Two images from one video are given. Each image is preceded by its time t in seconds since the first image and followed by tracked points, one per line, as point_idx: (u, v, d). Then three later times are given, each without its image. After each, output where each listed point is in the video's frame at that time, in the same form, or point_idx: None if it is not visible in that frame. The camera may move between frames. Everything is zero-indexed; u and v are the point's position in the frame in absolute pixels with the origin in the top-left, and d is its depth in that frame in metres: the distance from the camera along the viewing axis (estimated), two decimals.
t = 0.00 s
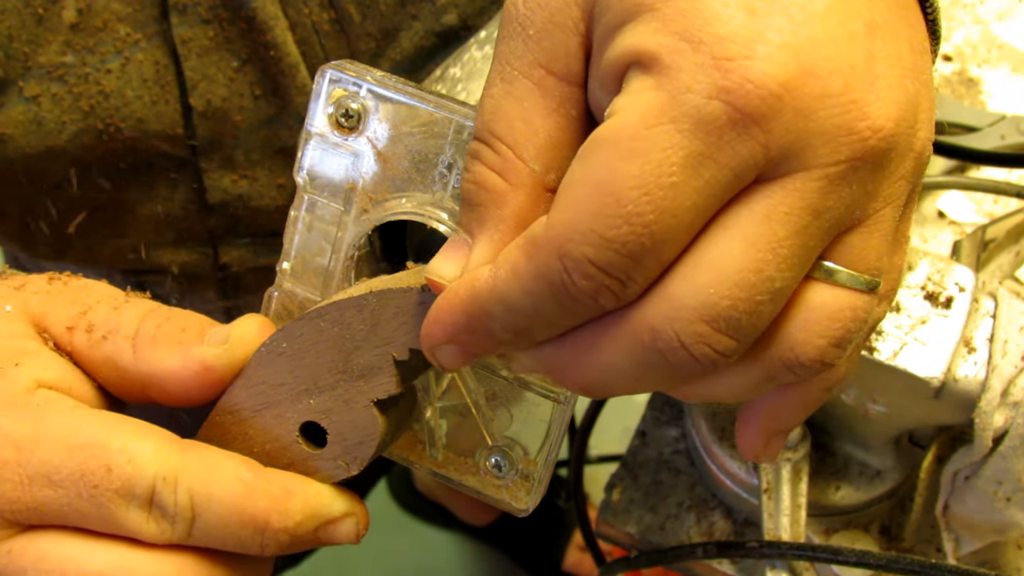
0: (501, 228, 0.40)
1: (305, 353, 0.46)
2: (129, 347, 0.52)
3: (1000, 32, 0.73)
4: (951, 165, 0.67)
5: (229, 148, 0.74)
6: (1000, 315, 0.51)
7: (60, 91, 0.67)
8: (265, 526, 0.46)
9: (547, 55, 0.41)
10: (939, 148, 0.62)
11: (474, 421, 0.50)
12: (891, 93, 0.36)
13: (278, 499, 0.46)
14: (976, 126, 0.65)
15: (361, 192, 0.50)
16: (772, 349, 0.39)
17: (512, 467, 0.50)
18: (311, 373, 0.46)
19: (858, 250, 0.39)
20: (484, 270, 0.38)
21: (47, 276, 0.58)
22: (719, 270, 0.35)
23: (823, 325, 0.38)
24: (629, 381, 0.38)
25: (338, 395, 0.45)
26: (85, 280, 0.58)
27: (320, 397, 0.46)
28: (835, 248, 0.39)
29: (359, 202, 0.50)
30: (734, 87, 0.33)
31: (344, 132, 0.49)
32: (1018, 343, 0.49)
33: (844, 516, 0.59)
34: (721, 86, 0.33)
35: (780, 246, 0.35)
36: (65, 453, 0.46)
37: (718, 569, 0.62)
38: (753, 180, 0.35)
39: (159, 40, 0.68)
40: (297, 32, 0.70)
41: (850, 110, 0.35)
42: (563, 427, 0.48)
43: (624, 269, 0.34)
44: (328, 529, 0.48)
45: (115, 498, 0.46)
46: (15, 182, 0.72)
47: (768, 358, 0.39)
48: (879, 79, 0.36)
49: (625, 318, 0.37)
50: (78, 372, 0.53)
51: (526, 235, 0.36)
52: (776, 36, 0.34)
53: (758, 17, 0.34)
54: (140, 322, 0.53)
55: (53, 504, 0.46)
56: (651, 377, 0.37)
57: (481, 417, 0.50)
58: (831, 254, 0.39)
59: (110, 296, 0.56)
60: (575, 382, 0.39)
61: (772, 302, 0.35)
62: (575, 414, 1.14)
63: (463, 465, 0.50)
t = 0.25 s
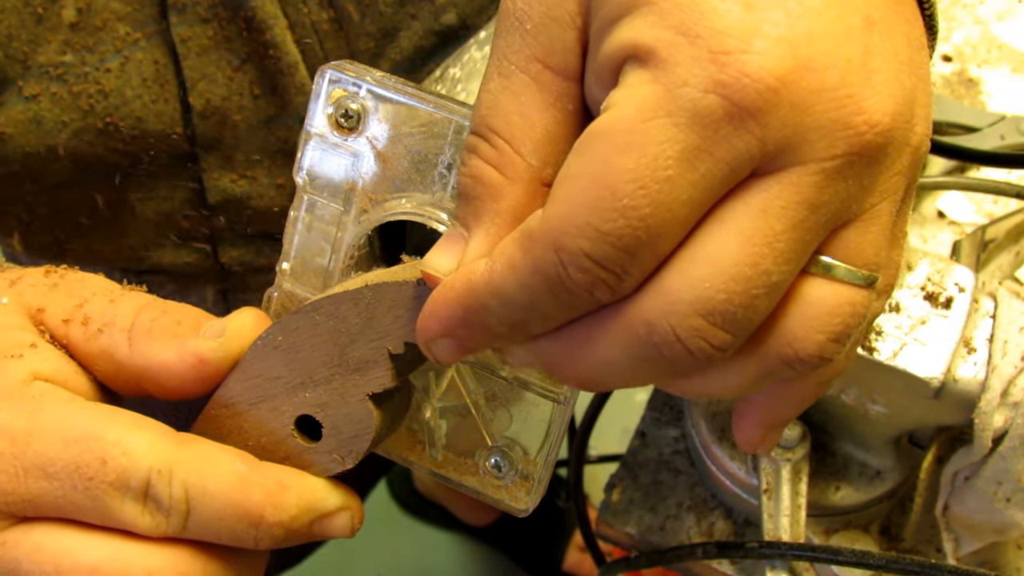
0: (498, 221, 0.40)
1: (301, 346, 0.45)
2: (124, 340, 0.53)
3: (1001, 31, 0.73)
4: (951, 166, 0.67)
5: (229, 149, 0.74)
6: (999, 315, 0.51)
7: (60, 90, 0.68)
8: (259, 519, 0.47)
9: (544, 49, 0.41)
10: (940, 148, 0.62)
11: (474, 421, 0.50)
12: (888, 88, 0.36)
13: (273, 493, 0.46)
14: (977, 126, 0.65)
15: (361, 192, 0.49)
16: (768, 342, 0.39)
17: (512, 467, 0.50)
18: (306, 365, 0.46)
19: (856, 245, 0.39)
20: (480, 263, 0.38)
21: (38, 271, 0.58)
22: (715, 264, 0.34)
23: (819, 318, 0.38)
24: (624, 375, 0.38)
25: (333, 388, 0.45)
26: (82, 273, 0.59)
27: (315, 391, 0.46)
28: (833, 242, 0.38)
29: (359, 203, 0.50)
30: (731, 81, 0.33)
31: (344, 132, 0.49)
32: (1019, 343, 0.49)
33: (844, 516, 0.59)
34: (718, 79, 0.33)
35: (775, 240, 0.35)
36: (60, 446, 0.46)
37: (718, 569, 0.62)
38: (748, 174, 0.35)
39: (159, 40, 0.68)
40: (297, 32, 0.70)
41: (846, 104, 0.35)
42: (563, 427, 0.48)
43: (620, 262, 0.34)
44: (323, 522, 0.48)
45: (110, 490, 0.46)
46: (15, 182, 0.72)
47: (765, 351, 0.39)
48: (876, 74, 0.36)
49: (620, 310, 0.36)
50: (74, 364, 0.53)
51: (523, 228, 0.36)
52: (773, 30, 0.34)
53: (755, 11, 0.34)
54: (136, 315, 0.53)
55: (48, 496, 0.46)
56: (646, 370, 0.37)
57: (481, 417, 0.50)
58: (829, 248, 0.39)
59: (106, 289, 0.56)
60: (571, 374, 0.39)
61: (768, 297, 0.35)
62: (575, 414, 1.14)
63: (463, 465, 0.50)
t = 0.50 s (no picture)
0: (493, 211, 0.40)
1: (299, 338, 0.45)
2: (121, 331, 0.53)
3: (1001, 31, 0.73)
4: (951, 165, 0.67)
5: (229, 148, 0.74)
6: (999, 315, 0.51)
7: (59, 90, 0.67)
8: (254, 510, 0.47)
9: (540, 40, 0.41)
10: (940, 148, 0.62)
11: (473, 421, 0.50)
12: (884, 75, 0.36)
13: (268, 483, 0.46)
14: (977, 126, 0.65)
15: (361, 192, 0.49)
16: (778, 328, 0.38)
17: (512, 466, 0.49)
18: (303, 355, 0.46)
19: (859, 231, 0.38)
20: (475, 252, 0.38)
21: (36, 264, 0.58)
22: (711, 251, 0.34)
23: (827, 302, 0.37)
24: (621, 361, 0.38)
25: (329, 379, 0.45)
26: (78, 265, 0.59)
27: (311, 381, 0.46)
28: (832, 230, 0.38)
29: (359, 202, 0.50)
30: (725, 68, 0.33)
31: (344, 132, 0.49)
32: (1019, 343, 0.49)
33: (845, 516, 0.59)
34: (713, 67, 0.33)
35: (773, 228, 0.34)
36: (56, 436, 0.46)
37: (718, 569, 0.62)
38: (745, 161, 0.35)
39: (158, 39, 0.68)
40: (296, 31, 0.70)
41: (840, 92, 0.35)
42: (563, 427, 0.49)
43: (615, 250, 0.34)
44: (318, 513, 0.48)
45: (106, 481, 0.46)
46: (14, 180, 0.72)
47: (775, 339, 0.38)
48: (871, 61, 0.36)
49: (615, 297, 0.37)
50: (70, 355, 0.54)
51: (518, 217, 0.36)
52: (767, 17, 0.34)
53: None
54: (133, 306, 0.54)
55: (44, 487, 0.46)
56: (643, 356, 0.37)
57: (481, 417, 0.50)
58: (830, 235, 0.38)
59: (102, 281, 0.56)
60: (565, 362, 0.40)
61: (764, 284, 0.35)
62: (575, 414, 1.14)
63: (463, 465, 0.50)
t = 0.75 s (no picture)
0: (486, 197, 0.40)
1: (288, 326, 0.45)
2: (115, 320, 0.53)
3: (1002, 31, 0.73)
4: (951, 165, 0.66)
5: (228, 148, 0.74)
6: (1000, 315, 0.51)
7: (59, 88, 0.67)
8: (247, 497, 0.48)
9: (533, 25, 0.41)
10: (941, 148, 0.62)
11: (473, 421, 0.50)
12: (876, 58, 0.36)
13: (261, 471, 0.47)
14: (977, 126, 0.65)
15: (361, 192, 0.49)
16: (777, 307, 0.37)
17: (512, 467, 0.49)
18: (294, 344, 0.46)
19: (861, 211, 0.37)
20: (467, 237, 0.38)
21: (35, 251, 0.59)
22: (702, 235, 0.34)
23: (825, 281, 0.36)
24: (616, 347, 0.38)
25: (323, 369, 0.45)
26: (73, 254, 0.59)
27: (304, 369, 0.46)
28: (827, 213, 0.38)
29: (359, 202, 0.49)
30: (716, 52, 0.33)
31: (344, 132, 0.49)
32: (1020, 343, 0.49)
33: (845, 516, 0.59)
34: (703, 51, 0.33)
35: (764, 212, 0.34)
36: (49, 423, 0.47)
37: (718, 569, 0.62)
38: (736, 146, 0.35)
39: (158, 38, 0.68)
40: (295, 30, 0.71)
41: (832, 74, 0.35)
42: (563, 427, 0.49)
43: (605, 234, 0.35)
44: (311, 501, 0.49)
45: (98, 468, 0.47)
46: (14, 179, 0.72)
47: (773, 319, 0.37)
48: (862, 44, 0.36)
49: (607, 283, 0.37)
50: (65, 343, 0.54)
51: (510, 202, 0.36)
52: (758, 2, 0.34)
53: None
54: (127, 294, 0.54)
55: (37, 475, 0.47)
56: (639, 341, 0.37)
57: (481, 418, 0.50)
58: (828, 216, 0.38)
59: (96, 270, 0.57)
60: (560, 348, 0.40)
61: (756, 269, 0.35)
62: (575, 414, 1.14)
63: (463, 465, 0.49)
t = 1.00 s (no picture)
0: (476, 177, 0.40)
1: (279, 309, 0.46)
2: (104, 301, 0.54)
3: (1002, 32, 0.73)
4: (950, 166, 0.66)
5: (228, 146, 0.74)
6: (999, 315, 0.51)
7: (58, 86, 0.67)
8: (235, 479, 0.48)
9: (523, 7, 0.40)
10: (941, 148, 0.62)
11: (474, 421, 0.50)
12: (865, 35, 0.36)
13: (249, 453, 0.47)
14: (976, 126, 0.65)
15: (361, 192, 0.49)
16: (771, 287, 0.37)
17: (512, 467, 0.49)
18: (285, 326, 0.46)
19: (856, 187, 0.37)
20: (455, 217, 0.38)
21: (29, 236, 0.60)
22: (690, 213, 0.35)
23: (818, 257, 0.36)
24: (604, 323, 0.38)
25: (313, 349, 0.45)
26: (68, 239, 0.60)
27: (294, 351, 0.46)
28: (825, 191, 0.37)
29: (359, 202, 0.49)
30: (701, 27, 0.34)
31: (344, 132, 0.49)
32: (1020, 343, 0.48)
33: (845, 516, 0.59)
34: (688, 26, 0.34)
35: (752, 188, 0.34)
36: (37, 404, 0.48)
37: (718, 569, 0.62)
38: (724, 123, 0.35)
39: (157, 36, 0.68)
40: (295, 28, 0.72)
41: (818, 50, 0.35)
42: (564, 427, 0.49)
43: (593, 211, 0.35)
44: (300, 484, 0.49)
45: (87, 447, 0.48)
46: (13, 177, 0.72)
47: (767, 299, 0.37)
48: (850, 19, 0.36)
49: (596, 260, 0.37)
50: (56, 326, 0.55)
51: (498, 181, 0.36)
52: None
53: None
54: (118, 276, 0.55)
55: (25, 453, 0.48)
56: (627, 316, 0.37)
57: (481, 418, 0.50)
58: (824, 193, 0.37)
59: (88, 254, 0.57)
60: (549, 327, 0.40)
61: (745, 246, 0.35)
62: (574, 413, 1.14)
63: (462, 465, 0.49)
